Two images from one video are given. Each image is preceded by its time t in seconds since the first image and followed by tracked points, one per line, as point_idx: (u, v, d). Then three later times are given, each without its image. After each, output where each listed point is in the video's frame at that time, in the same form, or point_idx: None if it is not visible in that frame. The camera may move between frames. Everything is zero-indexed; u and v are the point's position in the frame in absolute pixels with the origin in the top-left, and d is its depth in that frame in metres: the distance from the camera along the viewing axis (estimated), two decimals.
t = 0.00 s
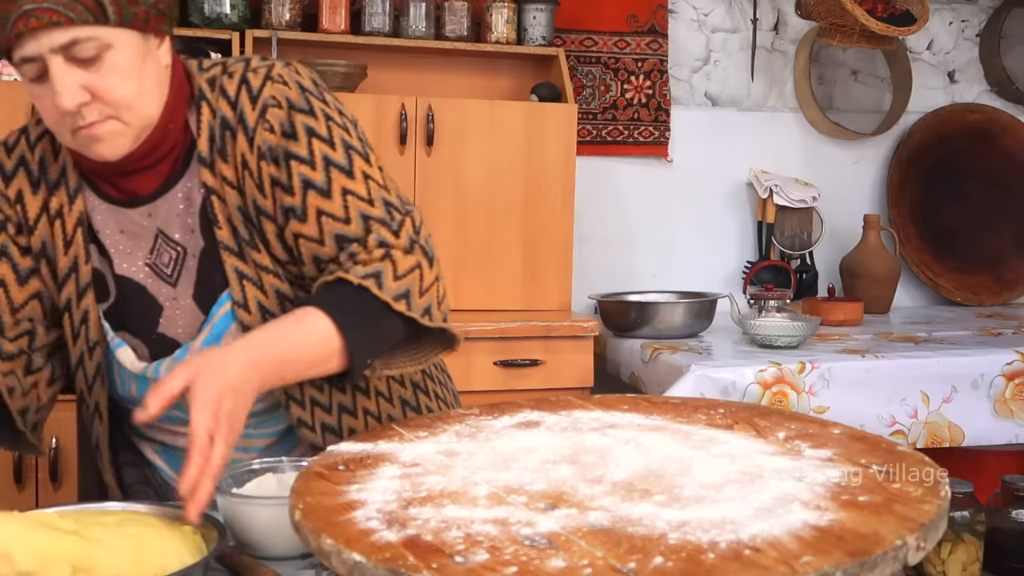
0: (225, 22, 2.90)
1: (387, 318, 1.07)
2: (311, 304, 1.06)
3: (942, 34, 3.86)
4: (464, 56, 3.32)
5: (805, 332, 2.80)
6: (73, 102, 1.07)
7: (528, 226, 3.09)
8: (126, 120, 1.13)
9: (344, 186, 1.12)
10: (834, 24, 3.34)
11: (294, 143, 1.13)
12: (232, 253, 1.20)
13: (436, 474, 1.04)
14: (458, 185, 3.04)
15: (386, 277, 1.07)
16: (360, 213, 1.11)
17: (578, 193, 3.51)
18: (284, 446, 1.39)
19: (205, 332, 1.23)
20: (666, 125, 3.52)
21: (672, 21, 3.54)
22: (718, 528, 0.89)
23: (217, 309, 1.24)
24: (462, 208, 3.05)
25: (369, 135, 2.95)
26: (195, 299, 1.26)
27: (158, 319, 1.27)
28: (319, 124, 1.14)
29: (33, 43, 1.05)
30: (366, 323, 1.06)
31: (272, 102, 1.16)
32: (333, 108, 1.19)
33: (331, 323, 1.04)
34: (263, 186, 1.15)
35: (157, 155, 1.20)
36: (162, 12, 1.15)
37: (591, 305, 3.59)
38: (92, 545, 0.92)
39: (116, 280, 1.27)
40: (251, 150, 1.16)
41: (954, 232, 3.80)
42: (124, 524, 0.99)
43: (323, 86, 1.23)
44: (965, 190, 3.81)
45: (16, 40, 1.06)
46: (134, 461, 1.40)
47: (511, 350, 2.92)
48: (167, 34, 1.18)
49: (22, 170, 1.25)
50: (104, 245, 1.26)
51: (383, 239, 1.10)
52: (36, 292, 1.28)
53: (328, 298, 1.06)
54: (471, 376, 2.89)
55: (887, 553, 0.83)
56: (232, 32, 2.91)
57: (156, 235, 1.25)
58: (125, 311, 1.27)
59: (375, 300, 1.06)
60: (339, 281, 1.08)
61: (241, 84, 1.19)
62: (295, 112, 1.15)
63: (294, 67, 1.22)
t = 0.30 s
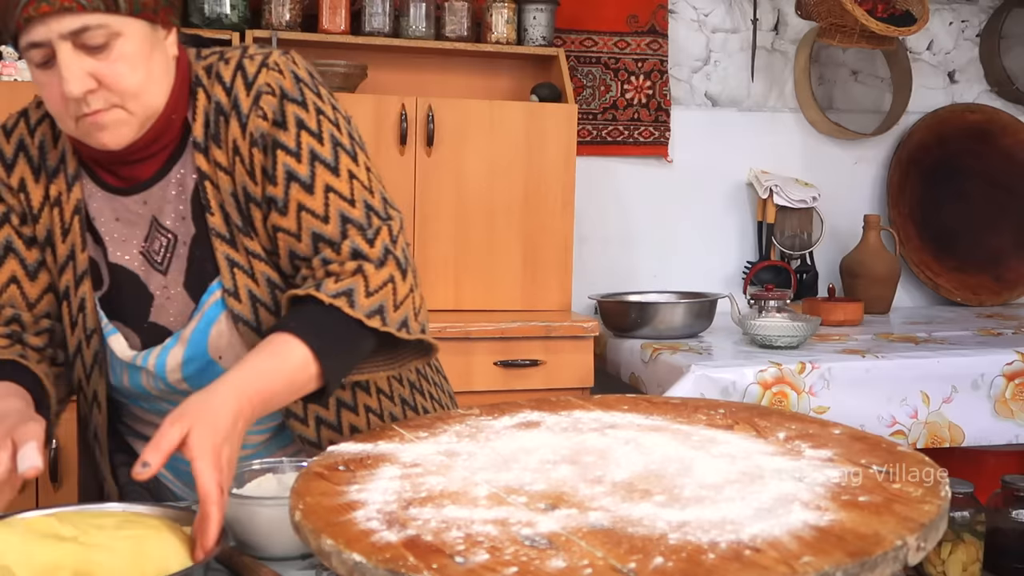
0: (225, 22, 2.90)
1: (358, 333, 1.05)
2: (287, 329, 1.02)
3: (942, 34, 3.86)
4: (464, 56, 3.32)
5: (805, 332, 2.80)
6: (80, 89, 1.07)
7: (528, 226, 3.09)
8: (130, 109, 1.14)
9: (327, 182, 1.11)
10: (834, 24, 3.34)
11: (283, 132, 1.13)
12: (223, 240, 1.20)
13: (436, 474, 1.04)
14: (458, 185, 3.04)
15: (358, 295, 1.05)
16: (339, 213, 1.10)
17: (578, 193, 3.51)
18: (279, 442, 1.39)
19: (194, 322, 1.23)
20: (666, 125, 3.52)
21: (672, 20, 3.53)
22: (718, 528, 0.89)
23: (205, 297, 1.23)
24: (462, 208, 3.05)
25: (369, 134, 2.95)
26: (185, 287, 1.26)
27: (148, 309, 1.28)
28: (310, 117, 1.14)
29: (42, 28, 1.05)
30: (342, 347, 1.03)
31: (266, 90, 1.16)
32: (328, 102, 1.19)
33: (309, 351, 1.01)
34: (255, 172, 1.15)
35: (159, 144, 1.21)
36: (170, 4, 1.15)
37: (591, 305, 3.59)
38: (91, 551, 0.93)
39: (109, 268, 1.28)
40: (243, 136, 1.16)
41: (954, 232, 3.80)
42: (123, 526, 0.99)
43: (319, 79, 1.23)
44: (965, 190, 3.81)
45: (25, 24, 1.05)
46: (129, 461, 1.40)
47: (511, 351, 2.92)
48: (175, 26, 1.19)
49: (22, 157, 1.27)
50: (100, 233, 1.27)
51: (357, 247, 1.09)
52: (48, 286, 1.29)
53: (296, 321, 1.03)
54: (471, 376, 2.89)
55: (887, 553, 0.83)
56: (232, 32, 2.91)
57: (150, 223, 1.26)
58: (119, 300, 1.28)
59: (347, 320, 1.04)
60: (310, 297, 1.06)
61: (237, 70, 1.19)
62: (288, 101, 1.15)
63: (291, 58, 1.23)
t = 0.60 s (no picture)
0: (225, 22, 2.90)
1: (318, 364, 1.06)
2: (242, 381, 1.03)
3: (942, 34, 3.86)
4: (464, 56, 3.32)
5: (805, 332, 2.81)
6: (70, 94, 1.06)
7: (528, 227, 3.09)
8: (121, 114, 1.13)
9: (291, 193, 1.11)
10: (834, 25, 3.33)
11: (255, 139, 1.13)
12: (208, 247, 1.20)
13: (436, 474, 1.04)
14: (458, 185, 3.04)
15: (307, 324, 1.06)
16: (297, 225, 1.11)
17: (578, 193, 3.51)
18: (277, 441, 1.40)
19: (187, 333, 1.25)
20: (666, 125, 3.52)
21: (672, 21, 3.53)
22: (719, 528, 0.89)
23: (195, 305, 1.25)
24: (462, 208, 3.05)
25: (369, 135, 2.95)
26: (175, 295, 1.27)
27: (144, 314, 1.29)
28: (287, 124, 1.14)
29: (32, 33, 1.05)
30: (302, 386, 1.04)
31: (248, 97, 1.16)
32: (313, 111, 1.18)
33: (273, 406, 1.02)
34: (229, 181, 1.15)
35: (149, 150, 1.19)
36: (162, 7, 1.15)
37: (591, 305, 3.59)
38: (88, 552, 0.88)
39: (104, 273, 1.28)
40: (221, 144, 1.15)
41: (954, 232, 3.81)
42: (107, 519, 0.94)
43: (310, 87, 1.22)
44: (965, 190, 3.81)
45: (14, 29, 1.05)
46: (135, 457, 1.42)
47: (511, 351, 2.92)
48: (167, 29, 1.18)
49: (16, 162, 1.27)
50: (93, 237, 1.27)
51: (307, 264, 1.09)
52: (56, 289, 1.29)
53: (254, 369, 1.04)
54: (471, 376, 2.89)
55: (888, 554, 0.83)
56: (232, 32, 2.91)
57: (138, 230, 1.25)
58: (116, 304, 1.29)
59: (299, 350, 1.05)
60: (261, 340, 1.06)
61: (225, 77, 1.19)
62: (267, 108, 1.15)
63: (283, 63, 1.22)
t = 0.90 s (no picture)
0: (225, 22, 2.90)
1: (305, 362, 1.06)
2: (230, 374, 1.03)
3: (942, 34, 3.86)
4: (464, 56, 3.32)
5: (805, 332, 2.81)
6: (76, 106, 1.09)
7: (528, 228, 3.09)
8: (127, 126, 1.15)
9: (286, 202, 1.12)
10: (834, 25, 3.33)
11: (253, 151, 1.14)
12: (212, 259, 1.22)
13: (436, 474, 1.04)
14: (458, 185, 3.04)
15: (295, 322, 1.06)
16: (290, 233, 1.12)
17: (578, 193, 3.51)
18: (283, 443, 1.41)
19: (195, 344, 1.27)
20: (666, 125, 3.52)
21: (672, 21, 3.53)
22: (719, 528, 0.89)
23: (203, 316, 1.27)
24: (462, 208, 3.05)
25: (369, 136, 2.95)
26: (185, 306, 1.28)
27: (154, 323, 1.30)
28: (286, 136, 1.14)
29: (39, 47, 1.08)
30: (290, 387, 1.03)
31: (250, 113, 1.16)
32: (315, 124, 1.18)
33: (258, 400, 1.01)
34: (229, 194, 1.16)
35: (155, 162, 1.21)
36: (166, 20, 1.17)
37: (591, 305, 3.59)
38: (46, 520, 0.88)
39: (114, 282, 1.29)
40: (221, 157, 1.16)
41: (954, 232, 3.80)
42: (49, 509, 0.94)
43: (314, 100, 1.22)
44: (965, 190, 3.81)
45: (22, 43, 1.08)
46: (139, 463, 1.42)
47: (511, 351, 2.92)
48: (170, 42, 1.19)
49: (23, 171, 1.27)
50: (102, 247, 1.28)
51: (297, 268, 1.10)
52: (54, 296, 1.29)
53: (241, 366, 1.03)
54: (471, 377, 2.89)
55: (888, 554, 0.83)
56: (232, 32, 2.91)
57: (146, 243, 1.26)
58: (125, 314, 1.30)
59: (285, 346, 1.05)
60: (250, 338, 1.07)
61: (230, 94, 1.19)
62: (268, 121, 1.15)
63: (288, 77, 1.22)
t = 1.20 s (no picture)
0: (225, 22, 2.90)
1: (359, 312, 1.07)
2: (286, 301, 1.05)
3: (942, 34, 3.86)
4: (464, 57, 3.32)
5: (805, 332, 2.81)
6: (79, 100, 1.11)
7: (528, 227, 3.09)
8: (130, 120, 1.18)
9: (324, 180, 1.15)
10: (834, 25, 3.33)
11: (279, 136, 1.18)
12: (227, 247, 1.25)
13: (436, 474, 1.04)
14: (458, 185, 3.04)
15: (355, 272, 1.08)
16: (336, 209, 1.14)
17: (578, 193, 3.51)
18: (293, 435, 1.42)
19: (203, 326, 1.28)
20: (666, 125, 3.52)
21: (672, 21, 3.53)
22: (719, 528, 0.89)
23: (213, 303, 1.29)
24: (462, 207, 3.05)
25: (369, 135, 2.95)
26: (194, 293, 1.31)
27: (159, 314, 1.32)
28: (307, 120, 1.19)
29: (42, 41, 1.10)
30: (345, 325, 1.05)
31: (264, 97, 1.21)
32: (326, 108, 1.23)
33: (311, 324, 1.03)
34: (254, 178, 1.20)
35: (159, 154, 1.25)
36: (167, 15, 1.20)
37: (591, 305, 3.59)
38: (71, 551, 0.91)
39: (118, 276, 1.32)
40: (242, 143, 1.20)
41: (954, 232, 3.81)
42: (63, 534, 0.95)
43: (317, 86, 1.28)
44: (965, 190, 3.81)
45: (25, 37, 1.10)
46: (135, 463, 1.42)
47: (511, 351, 2.92)
48: (172, 36, 1.23)
49: (24, 169, 1.29)
50: (107, 242, 1.31)
51: (354, 236, 1.13)
52: (42, 294, 1.30)
53: (298, 296, 1.06)
54: (471, 377, 2.89)
55: (887, 554, 0.83)
56: (233, 32, 2.91)
57: (156, 232, 1.30)
58: (129, 306, 1.32)
59: (346, 294, 1.06)
60: (313, 278, 1.08)
61: (237, 80, 1.24)
62: (285, 106, 1.20)
63: (290, 65, 1.27)
